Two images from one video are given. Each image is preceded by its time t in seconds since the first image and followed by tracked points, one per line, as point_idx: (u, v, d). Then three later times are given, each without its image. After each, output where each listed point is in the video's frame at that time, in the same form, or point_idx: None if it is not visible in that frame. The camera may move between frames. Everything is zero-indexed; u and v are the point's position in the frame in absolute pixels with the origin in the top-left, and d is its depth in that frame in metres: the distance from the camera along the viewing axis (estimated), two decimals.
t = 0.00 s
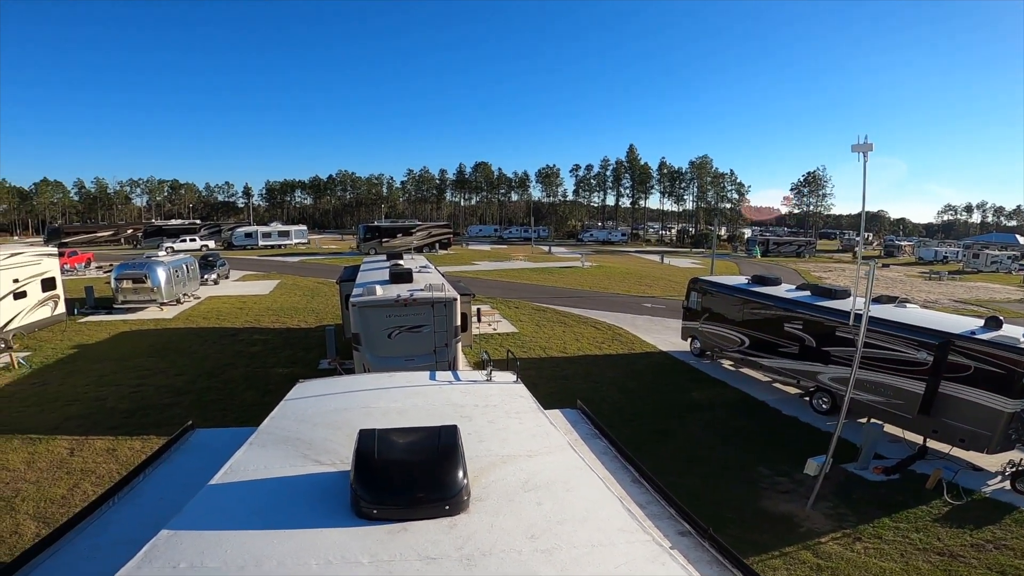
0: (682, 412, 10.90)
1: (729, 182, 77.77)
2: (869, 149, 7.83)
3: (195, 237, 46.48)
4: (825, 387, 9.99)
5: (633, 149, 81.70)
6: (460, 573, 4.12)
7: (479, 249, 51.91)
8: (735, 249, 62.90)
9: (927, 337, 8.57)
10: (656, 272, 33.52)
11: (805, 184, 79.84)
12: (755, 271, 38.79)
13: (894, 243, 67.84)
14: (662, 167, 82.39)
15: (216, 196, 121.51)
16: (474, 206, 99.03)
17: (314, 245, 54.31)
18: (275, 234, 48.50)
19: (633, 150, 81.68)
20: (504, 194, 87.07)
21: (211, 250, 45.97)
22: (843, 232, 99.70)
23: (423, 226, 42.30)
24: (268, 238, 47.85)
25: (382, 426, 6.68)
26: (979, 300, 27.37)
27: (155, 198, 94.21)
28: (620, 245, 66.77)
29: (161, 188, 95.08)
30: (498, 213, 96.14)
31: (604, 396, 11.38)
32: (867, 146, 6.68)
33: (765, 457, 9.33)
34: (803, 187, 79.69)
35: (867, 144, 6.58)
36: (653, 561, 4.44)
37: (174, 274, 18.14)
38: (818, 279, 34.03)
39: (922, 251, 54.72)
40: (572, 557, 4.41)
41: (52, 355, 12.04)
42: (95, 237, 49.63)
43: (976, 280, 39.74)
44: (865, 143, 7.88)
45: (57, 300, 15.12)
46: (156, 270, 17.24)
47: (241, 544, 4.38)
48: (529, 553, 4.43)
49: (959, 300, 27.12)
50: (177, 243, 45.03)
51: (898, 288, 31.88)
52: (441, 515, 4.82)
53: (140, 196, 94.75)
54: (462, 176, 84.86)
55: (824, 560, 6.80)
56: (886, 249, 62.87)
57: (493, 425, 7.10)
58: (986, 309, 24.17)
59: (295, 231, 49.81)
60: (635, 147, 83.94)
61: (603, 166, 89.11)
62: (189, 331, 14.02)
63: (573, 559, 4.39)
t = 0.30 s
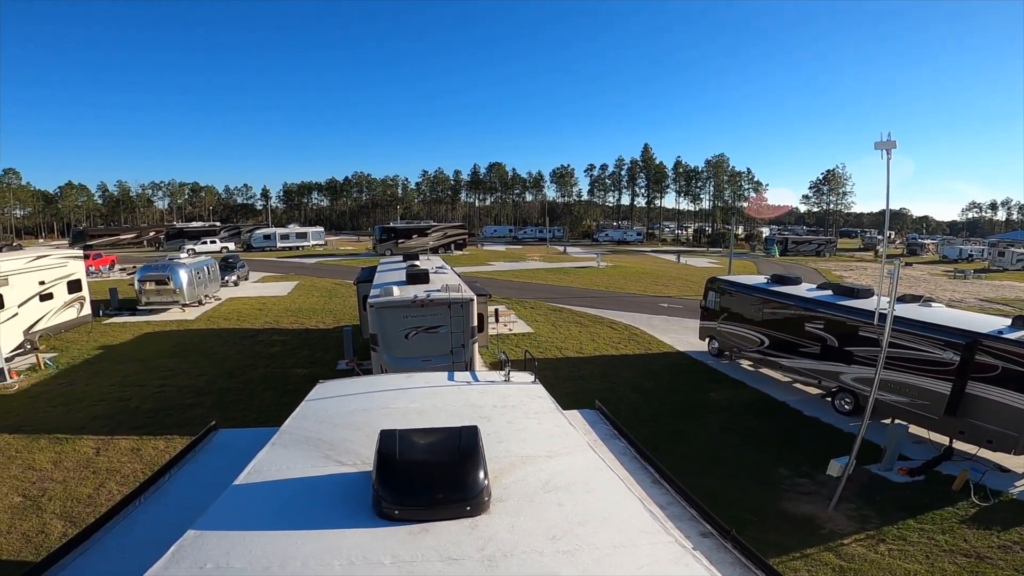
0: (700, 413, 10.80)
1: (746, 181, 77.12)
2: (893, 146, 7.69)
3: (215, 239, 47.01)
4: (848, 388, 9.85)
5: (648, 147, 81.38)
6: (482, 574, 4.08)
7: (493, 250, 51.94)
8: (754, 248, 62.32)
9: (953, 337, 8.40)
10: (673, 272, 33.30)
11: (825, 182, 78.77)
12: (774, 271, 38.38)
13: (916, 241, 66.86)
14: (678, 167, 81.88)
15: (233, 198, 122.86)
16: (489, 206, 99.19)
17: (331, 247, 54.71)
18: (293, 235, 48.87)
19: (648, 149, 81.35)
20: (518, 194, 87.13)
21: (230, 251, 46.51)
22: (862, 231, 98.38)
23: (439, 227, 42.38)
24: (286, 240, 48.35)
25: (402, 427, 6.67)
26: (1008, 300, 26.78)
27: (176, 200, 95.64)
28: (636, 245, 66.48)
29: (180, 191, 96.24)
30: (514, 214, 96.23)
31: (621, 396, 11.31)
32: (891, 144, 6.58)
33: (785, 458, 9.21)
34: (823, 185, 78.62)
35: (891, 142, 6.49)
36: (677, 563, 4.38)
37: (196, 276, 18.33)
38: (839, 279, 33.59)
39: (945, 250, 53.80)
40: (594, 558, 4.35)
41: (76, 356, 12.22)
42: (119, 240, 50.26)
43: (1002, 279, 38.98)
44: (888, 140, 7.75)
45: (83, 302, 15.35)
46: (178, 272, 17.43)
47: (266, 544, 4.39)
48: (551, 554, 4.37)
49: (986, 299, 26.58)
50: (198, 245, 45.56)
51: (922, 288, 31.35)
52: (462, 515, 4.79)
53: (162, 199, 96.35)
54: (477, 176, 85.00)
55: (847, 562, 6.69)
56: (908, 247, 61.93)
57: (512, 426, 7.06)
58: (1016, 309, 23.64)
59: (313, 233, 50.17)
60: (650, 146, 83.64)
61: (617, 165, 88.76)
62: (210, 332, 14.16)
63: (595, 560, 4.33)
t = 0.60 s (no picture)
0: (718, 414, 10.68)
1: (764, 180, 76.34)
2: (919, 144, 7.53)
3: (235, 240, 47.51)
4: (872, 389, 9.70)
5: (664, 147, 80.94)
6: None
7: (509, 250, 51.96)
8: (772, 248, 61.68)
9: (982, 338, 8.22)
10: (692, 272, 33.02)
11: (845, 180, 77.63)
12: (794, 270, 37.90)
13: (940, 240, 65.76)
14: (694, 166, 81.31)
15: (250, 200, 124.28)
16: (504, 207, 99.28)
17: (348, 247, 55.09)
18: (311, 236, 49.30)
19: (664, 148, 80.90)
20: (534, 194, 87.13)
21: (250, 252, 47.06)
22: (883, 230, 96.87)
23: (456, 228, 42.42)
24: (305, 241, 48.81)
25: (422, 427, 6.66)
26: None
27: (196, 202, 96.94)
28: (653, 245, 66.12)
29: (199, 193, 97.48)
30: (529, 214, 96.25)
31: (639, 397, 11.23)
32: (919, 141, 6.44)
33: (807, 459, 9.06)
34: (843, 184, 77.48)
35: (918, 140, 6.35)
36: (701, 565, 4.28)
37: (218, 276, 18.50)
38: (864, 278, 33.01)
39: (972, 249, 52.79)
40: (617, 559, 4.26)
41: (102, 356, 12.41)
42: (143, 241, 51.07)
43: None
44: (914, 139, 7.60)
45: (108, 303, 15.58)
46: (201, 273, 17.60)
47: (290, 545, 4.38)
48: (573, 556, 4.30)
49: (1016, 299, 25.94)
50: (219, 247, 46.15)
51: (950, 288, 30.73)
52: (483, 516, 4.74)
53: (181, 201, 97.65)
54: (492, 177, 85.10)
55: (871, 565, 6.56)
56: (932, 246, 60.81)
57: (532, 427, 7.01)
58: None
59: (331, 234, 50.55)
60: (665, 146, 83.22)
61: (633, 165, 88.32)
62: (230, 332, 14.30)
63: (618, 562, 4.24)
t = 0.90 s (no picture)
0: (751, 427, 10.38)
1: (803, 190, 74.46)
2: (970, 153, 7.22)
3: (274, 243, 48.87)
4: (916, 406, 9.32)
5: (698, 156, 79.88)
6: None
7: (540, 258, 51.94)
8: (810, 258, 60.10)
9: None
10: (727, 283, 32.36)
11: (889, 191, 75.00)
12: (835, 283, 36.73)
13: (991, 253, 62.94)
14: (729, 175, 79.94)
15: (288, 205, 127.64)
16: (535, 214, 99.46)
17: (382, 252, 55.97)
18: (346, 240, 50.28)
19: (698, 157, 79.85)
20: (565, 202, 87.04)
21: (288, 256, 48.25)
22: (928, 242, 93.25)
23: (487, 235, 42.62)
24: (341, 246, 49.84)
25: (450, 433, 6.65)
26: None
27: (237, 207, 100.14)
28: (686, 254, 65.18)
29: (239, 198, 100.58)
30: (560, 222, 96.15)
31: (669, 408, 11.02)
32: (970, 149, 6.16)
33: (841, 474, 8.71)
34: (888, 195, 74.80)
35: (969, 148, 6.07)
36: None
37: (256, 279, 18.94)
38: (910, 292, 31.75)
39: None
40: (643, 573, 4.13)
41: (144, 354, 12.86)
42: (187, 244, 52.92)
43: None
44: (964, 148, 7.31)
45: (154, 303, 16.16)
46: (241, 275, 18.03)
47: (317, 548, 4.40)
48: (598, 568, 4.19)
49: None
50: (259, 250, 47.49)
51: (1005, 304, 29.23)
52: (509, 525, 4.68)
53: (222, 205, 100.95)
54: (524, 185, 85.38)
55: None
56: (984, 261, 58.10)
57: (560, 436, 6.92)
58: None
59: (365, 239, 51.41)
60: (700, 154, 82.18)
61: (667, 174, 87.35)
62: (265, 334, 14.64)
63: None
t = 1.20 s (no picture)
0: (779, 432, 10.14)
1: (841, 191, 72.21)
2: (1020, 155, 6.86)
3: (307, 239, 49.95)
4: (955, 414, 8.95)
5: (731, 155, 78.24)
6: None
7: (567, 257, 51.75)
8: (846, 261, 58.32)
9: None
10: (759, 286, 31.63)
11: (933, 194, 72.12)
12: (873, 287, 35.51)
13: None
14: (763, 175, 78.10)
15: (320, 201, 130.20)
16: (563, 213, 99.07)
17: (411, 249, 56.61)
18: (376, 236, 51.03)
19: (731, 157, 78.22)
20: (594, 201, 86.42)
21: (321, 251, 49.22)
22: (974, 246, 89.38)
23: (515, 233, 42.65)
24: (371, 242, 50.59)
25: (473, 431, 6.68)
26: None
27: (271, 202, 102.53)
28: (716, 255, 64.04)
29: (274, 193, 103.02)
30: (588, 221, 95.55)
31: (695, 411, 10.85)
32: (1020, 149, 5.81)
33: (872, 482, 8.43)
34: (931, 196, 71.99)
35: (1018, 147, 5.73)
36: None
37: (289, 273, 19.51)
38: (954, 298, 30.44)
39: None
40: None
41: (180, 345, 13.30)
42: (224, 238, 54.51)
43: None
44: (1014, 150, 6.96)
45: (191, 295, 16.70)
46: (274, 269, 18.62)
47: (338, 541, 4.48)
48: (616, 570, 4.15)
49: None
50: (292, 245, 48.61)
51: None
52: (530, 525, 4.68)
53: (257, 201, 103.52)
54: (553, 183, 85.10)
55: None
56: None
57: (583, 436, 6.88)
58: None
59: (395, 236, 52.04)
60: (734, 154, 80.49)
61: (699, 174, 85.84)
62: (296, 327, 14.98)
63: None
